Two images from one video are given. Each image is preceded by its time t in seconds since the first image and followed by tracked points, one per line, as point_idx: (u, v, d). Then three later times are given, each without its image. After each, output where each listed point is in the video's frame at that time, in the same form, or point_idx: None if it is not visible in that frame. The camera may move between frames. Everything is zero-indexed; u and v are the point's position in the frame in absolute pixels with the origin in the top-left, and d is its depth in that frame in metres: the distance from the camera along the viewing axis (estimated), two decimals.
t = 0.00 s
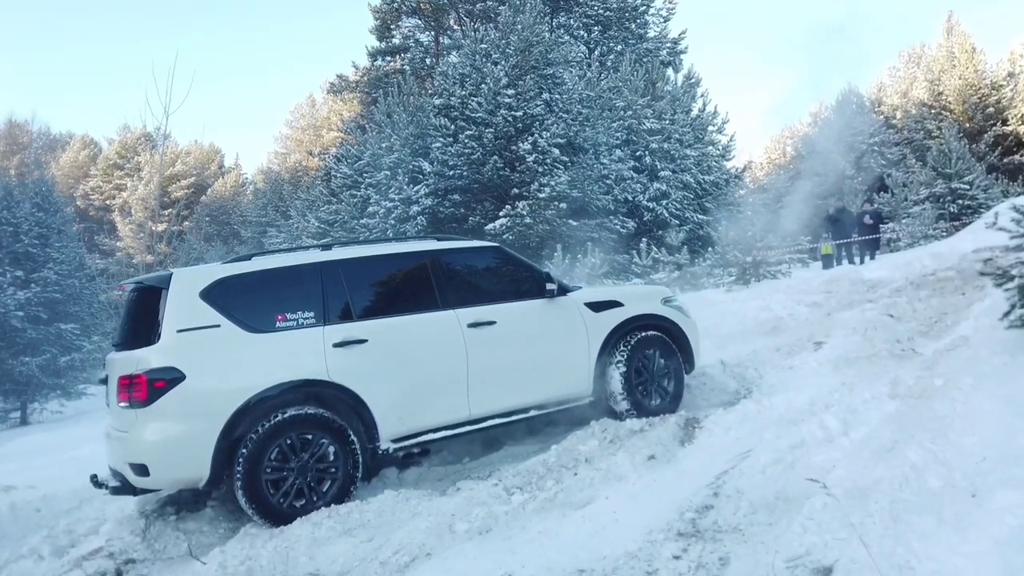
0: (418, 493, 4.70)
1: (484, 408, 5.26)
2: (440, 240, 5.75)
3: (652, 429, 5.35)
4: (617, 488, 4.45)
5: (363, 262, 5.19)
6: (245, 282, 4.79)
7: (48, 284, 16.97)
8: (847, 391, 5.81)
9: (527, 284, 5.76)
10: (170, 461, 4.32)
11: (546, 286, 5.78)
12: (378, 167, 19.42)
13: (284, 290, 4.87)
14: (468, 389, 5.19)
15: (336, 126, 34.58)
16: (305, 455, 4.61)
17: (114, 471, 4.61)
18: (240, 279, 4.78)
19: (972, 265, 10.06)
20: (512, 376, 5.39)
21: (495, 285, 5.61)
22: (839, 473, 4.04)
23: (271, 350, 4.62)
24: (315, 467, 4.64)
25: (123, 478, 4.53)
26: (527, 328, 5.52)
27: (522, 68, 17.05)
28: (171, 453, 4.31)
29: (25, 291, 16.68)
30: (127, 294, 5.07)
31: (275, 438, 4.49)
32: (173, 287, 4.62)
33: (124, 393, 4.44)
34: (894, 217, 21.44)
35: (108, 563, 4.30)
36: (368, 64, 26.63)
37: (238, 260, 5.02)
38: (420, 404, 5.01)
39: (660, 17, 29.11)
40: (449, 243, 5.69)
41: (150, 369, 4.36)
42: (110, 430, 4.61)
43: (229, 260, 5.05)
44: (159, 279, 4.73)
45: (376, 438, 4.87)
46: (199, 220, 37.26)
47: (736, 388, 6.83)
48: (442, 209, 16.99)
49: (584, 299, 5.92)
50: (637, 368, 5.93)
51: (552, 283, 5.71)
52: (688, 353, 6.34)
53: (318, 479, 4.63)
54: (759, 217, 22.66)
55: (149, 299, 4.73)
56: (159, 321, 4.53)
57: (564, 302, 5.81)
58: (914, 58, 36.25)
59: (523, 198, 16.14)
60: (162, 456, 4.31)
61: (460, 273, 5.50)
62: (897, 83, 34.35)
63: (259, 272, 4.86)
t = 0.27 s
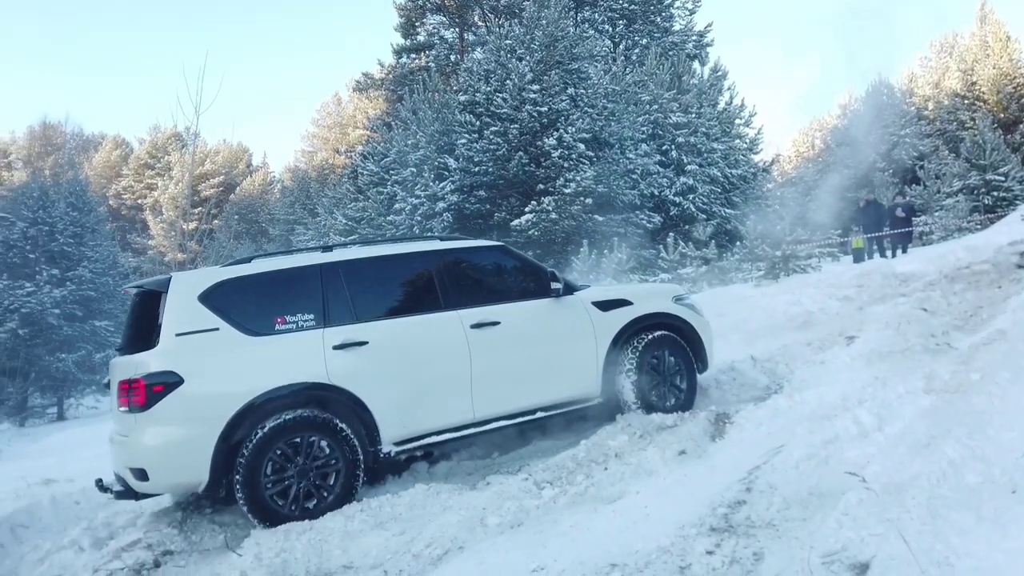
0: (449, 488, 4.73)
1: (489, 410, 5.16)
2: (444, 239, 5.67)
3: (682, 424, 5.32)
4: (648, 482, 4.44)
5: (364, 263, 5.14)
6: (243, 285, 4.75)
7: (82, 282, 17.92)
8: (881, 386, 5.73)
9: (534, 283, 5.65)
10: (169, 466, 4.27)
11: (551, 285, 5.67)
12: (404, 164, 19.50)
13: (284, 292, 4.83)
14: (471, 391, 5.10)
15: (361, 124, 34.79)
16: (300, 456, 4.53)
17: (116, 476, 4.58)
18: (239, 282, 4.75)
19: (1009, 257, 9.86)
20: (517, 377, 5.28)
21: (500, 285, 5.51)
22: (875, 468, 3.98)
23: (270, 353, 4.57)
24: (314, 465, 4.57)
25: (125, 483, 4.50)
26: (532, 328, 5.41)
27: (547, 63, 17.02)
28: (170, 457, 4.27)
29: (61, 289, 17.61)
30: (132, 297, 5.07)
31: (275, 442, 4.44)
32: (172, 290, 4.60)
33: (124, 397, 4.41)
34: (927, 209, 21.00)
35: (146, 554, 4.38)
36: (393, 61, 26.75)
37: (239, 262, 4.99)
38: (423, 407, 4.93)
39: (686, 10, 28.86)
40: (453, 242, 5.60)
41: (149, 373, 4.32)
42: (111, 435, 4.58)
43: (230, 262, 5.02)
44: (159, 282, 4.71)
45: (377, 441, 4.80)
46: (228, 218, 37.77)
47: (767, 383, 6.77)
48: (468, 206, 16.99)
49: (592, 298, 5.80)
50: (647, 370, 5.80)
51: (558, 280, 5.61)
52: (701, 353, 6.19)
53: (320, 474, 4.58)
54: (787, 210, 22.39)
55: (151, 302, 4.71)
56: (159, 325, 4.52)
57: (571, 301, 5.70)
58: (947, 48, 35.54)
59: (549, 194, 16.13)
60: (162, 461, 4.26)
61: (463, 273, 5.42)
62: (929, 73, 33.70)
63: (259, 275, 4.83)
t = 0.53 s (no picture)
0: (480, 482, 4.75)
1: (496, 411, 5.15)
2: (451, 239, 5.66)
3: (715, 420, 5.27)
4: (680, 477, 4.42)
5: (370, 265, 5.18)
6: (247, 291, 4.83)
7: (119, 280, 19.94)
8: (918, 380, 5.62)
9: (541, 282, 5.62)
10: (175, 471, 4.37)
11: (560, 284, 5.62)
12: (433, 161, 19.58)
13: (288, 296, 4.89)
14: (479, 392, 5.10)
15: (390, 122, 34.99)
16: (300, 459, 4.57)
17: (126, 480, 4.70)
18: (243, 286, 4.83)
19: None
20: (525, 378, 5.26)
21: (507, 285, 5.48)
22: (913, 463, 3.90)
23: (274, 358, 4.63)
24: (316, 462, 4.61)
25: (134, 487, 4.61)
26: (539, 328, 5.37)
27: (575, 58, 16.95)
28: (176, 462, 4.37)
29: (101, 288, 19.67)
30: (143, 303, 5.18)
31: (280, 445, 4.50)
32: (177, 297, 4.70)
33: (131, 403, 4.51)
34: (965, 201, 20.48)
35: (185, 546, 4.49)
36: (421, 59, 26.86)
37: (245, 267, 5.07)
38: (430, 409, 4.95)
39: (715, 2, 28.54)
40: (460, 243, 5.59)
41: (154, 379, 4.42)
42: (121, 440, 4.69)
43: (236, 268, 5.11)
44: (165, 289, 4.82)
45: (384, 445, 4.84)
46: (261, 217, 38.32)
47: (800, 379, 6.69)
48: (496, 202, 17.00)
49: (603, 296, 5.74)
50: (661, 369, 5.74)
51: (565, 278, 5.57)
52: (717, 350, 6.07)
53: (325, 469, 4.63)
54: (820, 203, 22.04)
55: (157, 310, 4.81)
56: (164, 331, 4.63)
57: (581, 299, 5.64)
58: (985, 35, 34.69)
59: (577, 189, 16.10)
60: (168, 465, 4.36)
61: (473, 273, 5.41)
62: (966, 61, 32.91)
63: (264, 280, 4.91)
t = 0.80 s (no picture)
0: (501, 477, 4.76)
1: (500, 411, 5.14)
2: (454, 238, 5.67)
3: (738, 415, 5.23)
4: (703, 473, 4.40)
5: (371, 266, 5.21)
6: (248, 293, 4.87)
7: (146, 278, 20.37)
8: (946, 375, 5.52)
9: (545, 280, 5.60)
10: (176, 473, 4.42)
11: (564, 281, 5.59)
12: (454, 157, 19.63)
13: (289, 297, 4.94)
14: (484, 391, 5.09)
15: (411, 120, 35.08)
16: (299, 462, 4.61)
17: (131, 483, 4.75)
18: (244, 288, 4.89)
19: None
20: (528, 377, 5.23)
21: (510, 284, 5.46)
22: (941, 459, 3.83)
23: (274, 359, 4.67)
24: (317, 462, 4.66)
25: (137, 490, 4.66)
26: (542, 326, 5.34)
27: (596, 52, 16.87)
28: (178, 464, 4.42)
29: (128, 286, 20.08)
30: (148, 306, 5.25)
31: (282, 445, 4.55)
32: (177, 300, 4.76)
33: (134, 406, 4.57)
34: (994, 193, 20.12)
35: (212, 540, 4.57)
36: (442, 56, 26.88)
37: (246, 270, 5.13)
38: (432, 409, 4.94)
39: None
40: (463, 241, 5.60)
41: (156, 383, 4.48)
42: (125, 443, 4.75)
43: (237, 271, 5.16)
44: (166, 293, 4.88)
45: (387, 446, 4.86)
46: (284, 215, 38.67)
47: (825, 374, 6.61)
48: (517, 198, 17.00)
49: (609, 292, 5.68)
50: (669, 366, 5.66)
51: (568, 275, 5.54)
52: (729, 347, 5.98)
53: (327, 467, 4.68)
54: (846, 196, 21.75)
55: (158, 314, 4.87)
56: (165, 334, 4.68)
57: (586, 297, 5.60)
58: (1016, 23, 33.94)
59: (598, 185, 16.04)
60: (171, 468, 4.41)
61: (479, 271, 5.43)
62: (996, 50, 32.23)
63: (265, 282, 4.96)
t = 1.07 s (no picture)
0: (519, 473, 4.77)
1: (507, 408, 5.14)
2: (461, 235, 5.69)
3: (756, 411, 5.20)
4: (721, 469, 4.38)
5: (376, 263, 5.23)
6: (254, 292, 4.92)
7: (167, 275, 20.51)
8: (969, 369, 5.45)
9: (552, 276, 5.59)
10: (183, 470, 4.46)
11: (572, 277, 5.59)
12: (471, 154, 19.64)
13: (297, 295, 4.98)
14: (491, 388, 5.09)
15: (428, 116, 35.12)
16: (304, 463, 4.64)
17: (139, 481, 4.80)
18: (252, 286, 4.94)
19: None
20: (533, 372, 5.22)
21: (517, 281, 5.47)
22: (963, 453, 3.78)
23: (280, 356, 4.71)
24: (321, 461, 4.68)
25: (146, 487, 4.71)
26: (549, 322, 5.34)
27: (612, 47, 16.82)
28: (184, 462, 4.46)
29: (149, 284, 20.25)
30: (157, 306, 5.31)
31: (284, 448, 4.57)
32: (185, 299, 4.82)
33: (142, 405, 4.63)
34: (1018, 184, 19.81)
35: (233, 535, 4.63)
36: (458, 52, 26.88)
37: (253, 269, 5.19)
38: (439, 407, 4.95)
39: None
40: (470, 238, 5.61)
41: (164, 381, 4.53)
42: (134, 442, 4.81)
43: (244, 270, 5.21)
44: (175, 292, 4.94)
45: (394, 443, 4.88)
46: (302, 212, 38.89)
47: (845, 370, 6.56)
48: (533, 194, 16.95)
49: (617, 289, 5.67)
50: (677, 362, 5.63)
51: (576, 271, 5.54)
52: (739, 342, 5.93)
53: (332, 462, 4.70)
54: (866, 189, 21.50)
55: (166, 313, 4.94)
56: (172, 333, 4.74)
57: (595, 293, 5.59)
58: None
59: (614, 180, 15.98)
60: (178, 465, 4.46)
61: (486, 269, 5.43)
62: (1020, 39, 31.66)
63: (272, 280, 5.01)
